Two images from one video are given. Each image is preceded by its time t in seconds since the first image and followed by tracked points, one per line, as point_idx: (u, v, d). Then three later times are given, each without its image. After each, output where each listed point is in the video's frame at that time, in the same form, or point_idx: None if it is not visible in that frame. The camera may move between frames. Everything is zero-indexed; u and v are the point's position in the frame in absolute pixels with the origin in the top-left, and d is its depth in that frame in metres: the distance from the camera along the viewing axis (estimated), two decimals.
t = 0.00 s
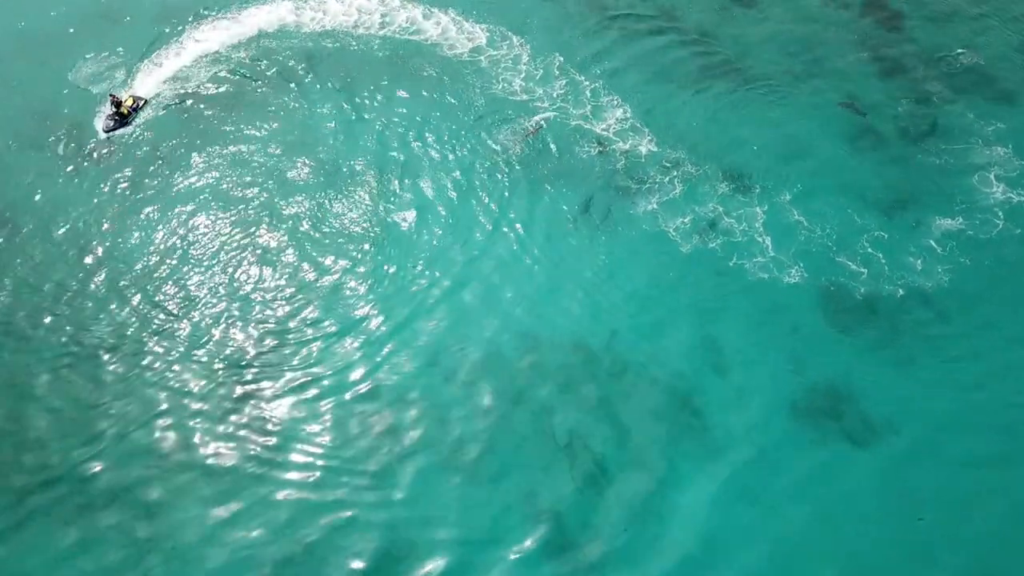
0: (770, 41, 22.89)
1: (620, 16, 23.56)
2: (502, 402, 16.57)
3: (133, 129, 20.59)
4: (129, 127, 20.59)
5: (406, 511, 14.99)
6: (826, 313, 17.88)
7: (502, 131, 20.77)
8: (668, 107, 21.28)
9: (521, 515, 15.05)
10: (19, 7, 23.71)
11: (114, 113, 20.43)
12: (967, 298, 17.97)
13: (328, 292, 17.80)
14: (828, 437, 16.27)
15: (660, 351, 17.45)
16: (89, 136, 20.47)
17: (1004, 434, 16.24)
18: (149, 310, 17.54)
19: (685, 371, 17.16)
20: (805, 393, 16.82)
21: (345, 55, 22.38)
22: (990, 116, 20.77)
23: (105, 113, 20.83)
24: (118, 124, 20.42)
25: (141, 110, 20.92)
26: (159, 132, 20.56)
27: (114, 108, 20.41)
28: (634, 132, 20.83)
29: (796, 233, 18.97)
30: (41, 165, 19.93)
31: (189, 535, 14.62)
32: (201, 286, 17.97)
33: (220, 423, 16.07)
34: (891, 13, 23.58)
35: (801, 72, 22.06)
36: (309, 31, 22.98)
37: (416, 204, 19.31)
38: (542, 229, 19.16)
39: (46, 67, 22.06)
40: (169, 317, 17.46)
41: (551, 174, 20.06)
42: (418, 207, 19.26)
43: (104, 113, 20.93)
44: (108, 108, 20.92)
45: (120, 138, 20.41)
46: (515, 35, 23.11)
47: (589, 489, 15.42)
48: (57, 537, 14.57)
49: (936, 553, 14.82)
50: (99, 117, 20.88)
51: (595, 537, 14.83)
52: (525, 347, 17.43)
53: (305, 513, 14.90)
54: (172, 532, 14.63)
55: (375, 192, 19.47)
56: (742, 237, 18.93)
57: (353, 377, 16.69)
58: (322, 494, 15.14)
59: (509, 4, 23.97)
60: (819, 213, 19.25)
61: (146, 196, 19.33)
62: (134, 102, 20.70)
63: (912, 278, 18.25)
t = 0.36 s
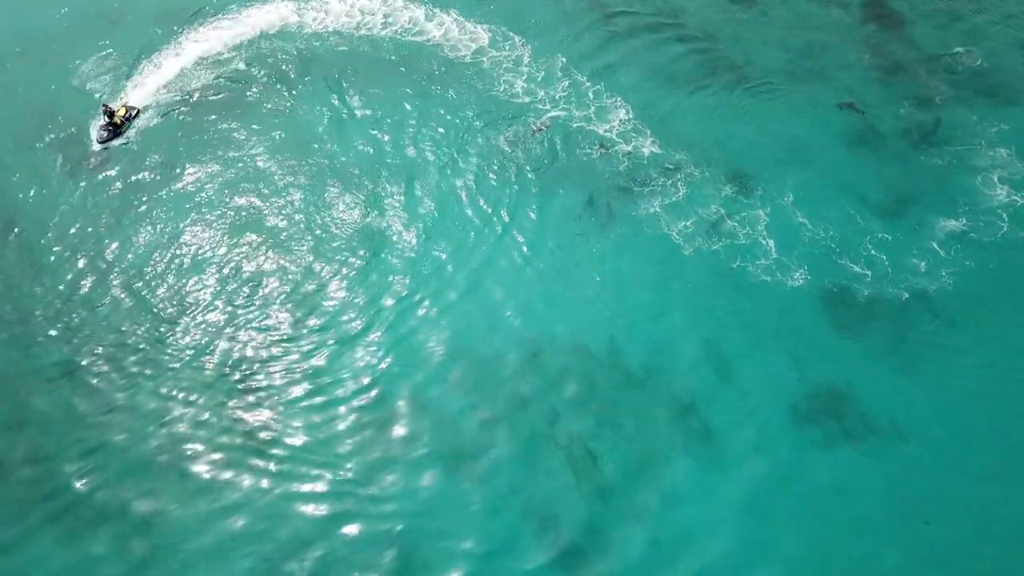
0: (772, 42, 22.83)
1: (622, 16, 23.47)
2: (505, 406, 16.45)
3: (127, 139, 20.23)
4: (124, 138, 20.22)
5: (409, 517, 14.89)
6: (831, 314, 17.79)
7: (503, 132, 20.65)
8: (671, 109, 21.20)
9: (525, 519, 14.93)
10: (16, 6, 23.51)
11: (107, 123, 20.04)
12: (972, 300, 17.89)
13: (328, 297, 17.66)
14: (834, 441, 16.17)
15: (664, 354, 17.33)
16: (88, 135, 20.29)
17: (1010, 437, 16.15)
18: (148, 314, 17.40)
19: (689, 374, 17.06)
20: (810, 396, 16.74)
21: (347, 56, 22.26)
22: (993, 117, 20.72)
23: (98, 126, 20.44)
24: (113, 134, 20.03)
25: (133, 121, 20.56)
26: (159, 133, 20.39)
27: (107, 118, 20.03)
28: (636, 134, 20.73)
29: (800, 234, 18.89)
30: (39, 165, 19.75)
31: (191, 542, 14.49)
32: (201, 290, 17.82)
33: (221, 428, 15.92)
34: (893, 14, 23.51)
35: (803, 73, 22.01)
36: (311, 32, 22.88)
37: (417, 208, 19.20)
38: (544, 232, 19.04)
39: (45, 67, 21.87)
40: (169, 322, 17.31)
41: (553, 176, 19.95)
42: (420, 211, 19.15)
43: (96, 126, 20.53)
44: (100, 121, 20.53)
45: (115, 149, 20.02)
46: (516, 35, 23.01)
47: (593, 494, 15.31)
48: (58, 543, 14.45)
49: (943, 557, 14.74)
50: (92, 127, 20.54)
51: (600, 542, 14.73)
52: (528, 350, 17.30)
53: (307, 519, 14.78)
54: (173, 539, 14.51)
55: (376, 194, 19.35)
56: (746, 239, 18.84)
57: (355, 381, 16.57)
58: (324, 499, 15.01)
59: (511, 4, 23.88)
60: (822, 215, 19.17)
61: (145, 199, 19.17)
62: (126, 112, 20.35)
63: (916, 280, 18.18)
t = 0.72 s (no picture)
0: (774, 43, 22.81)
1: (623, 18, 23.46)
2: (507, 408, 16.42)
3: (122, 150, 20.27)
4: (118, 149, 20.25)
5: (409, 517, 14.83)
6: (833, 316, 17.75)
7: (504, 134, 20.64)
8: (672, 110, 21.15)
9: (526, 520, 14.85)
10: (25, 14, 23.95)
11: (101, 134, 20.10)
12: (976, 302, 17.83)
13: (329, 300, 17.61)
14: (837, 442, 16.09)
15: (667, 356, 17.26)
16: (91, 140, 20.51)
17: (1015, 439, 16.04)
18: (149, 318, 17.34)
19: (692, 376, 16.99)
20: (813, 398, 16.68)
21: (349, 58, 22.38)
22: (996, 119, 20.68)
23: (92, 137, 20.46)
24: (107, 146, 20.06)
25: (127, 131, 20.63)
26: (161, 138, 20.60)
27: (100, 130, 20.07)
28: (639, 136, 20.66)
29: (802, 237, 18.84)
30: (44, 170, 19.97)
31: (187, 543, 14.38)
32: (202, 294, 17.76)
33: (222, 431, 15.87)
34: (896, 16, 23.48)
35: (805, 74, 21.99)
36: (314, 34, 23.06)
37: (419, 211, 19.17)
38: (546, 235, 18.99)
39: (51, 73, 22.21)
40: (170, 325, 17.27)
41: (555, 178, 19.92)
42: (421, 214, 19.13)
43: (90, 137, 20.56)
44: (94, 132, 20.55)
45: (110, 161, 20.06)
46: (518, 35, 23.02)
47: (595, 495, 15.26)
48: (54, 542, 14.36)
49: (947, 558, 14.62)
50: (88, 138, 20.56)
51: (601, 543, 14.67)
52: (530, 353, 17.24)
53: (308, 520, 14.72)
54: (170, 539, 14.42)
55: (377, 198, 19.34)
56: (748, 242, 18.77)
57: (357, 383, 16.53)
58: (324, 502, 14.94)
59: (513, 5, 23.96)
60: (825, 217, 19.13)
61: (147, 203, 19.29)
62: (120, 122, 20.40)
63: (919, 282, 18.11)
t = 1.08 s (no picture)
0: (775, 45, 22.79)
1: (625, 19, 23.41)
2: (510, 413, 16.35)
3: (116, 163, 19.96)
4: (112, 161, 19.93)
5: (412, 522, 14.77)
6: (837, 319, 17.69)
7: (507, 137, 20.57)
8: (674, 113, 21.10)
9: (530, 524, 14.80)
10: (26, 13, 23.85)
11: (94, 146, 19.76)
12: (981, 304, 17.78)
13: (331, 306, 17.54)
14: (842, 445, 16.02)
15: (670, 360, 17.18)
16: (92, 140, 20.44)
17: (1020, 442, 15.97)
18: (149, 324, 17.24)
19: (695, 380, 16.91)
20: (817, 401, 16.61)
21: (351, 61, 22.29)
22: (999, 122, 20.66)
23: (85, 149, 20.14)
24: (100, 158, 19.73)
25: (120, 143, 20.30)
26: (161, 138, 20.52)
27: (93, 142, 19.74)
28: (641, 139, 20.61)
29: (806, 240, 18.78)
30: (44, 170, 19.88)
31: (188, 549, 14.31)
32: (202, 300, 17.65)
33: (224, 436, 15.79)
34: (899, 18, 23.45)
35: (806, 77, 21.97)
36: (317, 35, 22.98)
37: (421, 215, 19.11)
38: (547, 238, 18.90)
39: (52, 72, 22.12)
40: (170, 331, 17.17)
41: (557, 181, 19.84)
42: (423, 218, 19.04)
43: (84, 149, 20.25)
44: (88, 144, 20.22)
45: (104, 173, 19.74)
46: (520, 38, 22.96)
47: (598, 499, 15.21)
48: (56, 548, 14.32)
49: (952, 561, 14.56)
50: (80, 151, 20.23)
51: (605, 547, 14.62)
52: (533, 357, 17.16)
53: (309, 525, 14.65)
54: (172, 544, 14.37)
55: (379, 201, 19.26)
56: (751, 246, 18.70)
57: (359, 388, 16.46)
58: (326, 507, 14.87)
59: (515, 7, 23.88)
60: (828, 221, 19.07)
61: (147, 205, 19.19)
62: (113, 134, 20.05)
63: (923, 286, 18.06)
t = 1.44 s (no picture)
0: (777, 47, 22.75)
1: (627, 21, 23.37)
2: (511, 417, 16.30)
3: (110, 176, 19.62)
4: (106, 175, 19.59)
5: (414, 527, 14.72)
6: (840, 323, 17.63)
7: (508, 140, 20.51)
8: (676, 115, 21.07)
9: (532, 529, 14.76)
10: (27, 13, 23.77)
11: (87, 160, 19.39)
12: (984, 308, 17.72)
13: (332, 311, 17.48)
14: (846, 449, 15.94)
15: (672, 364, 17.11)
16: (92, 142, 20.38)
17: None
18: (149, 330, 17.18)
19: (698, 384, 16.83)
20: (820, 404, 16.55)
21: (353, 63, 22.20)
22: (1000, 126, 20.63)
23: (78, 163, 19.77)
24: (94, 172, 19.38)
25: (114, 155, 19.96)
26: (162, 140, 20.47)
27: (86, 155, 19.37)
28: (643, 141, 20.56)
29: (808, 244, 18.73)
30: (44, 172, 19.83)
31: (187, 556, 14.27)
32: (202, 305, 17.58)
33: (224, 442, 15.72)
34: (900, 20, 23.42)
35: (807, 79, 21.94)
36: (318, 38, 22.89)
37: (421, 219, 19.05)
38: (549, 242, 18.84)
39: (53, 72, 22.04)
40: (171, 336, 17.11)
41: (559, 184, 19.78)
42: (423, 223, 18.98)
43: (77, 163, 19.88)
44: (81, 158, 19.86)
45: (99, 187, 19.40)
46: (522, 40, 22.90)
47: (600, 505, 15.15)
48: (56, 552, 14.28)
49: (957, 566, 14.49)
50: (72, 164, 19.87)
51: (607, 553, 14.58)
52: (534, 362, 17.11)
53: (310, 530, 14.58)
54: (173, 549, 14.33)
55: (378, 206, 19.21)
56: (753, 250, 18.64)
57: (361, 393, 16.42)
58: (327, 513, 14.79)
59: (517, 9, 23.82)
60: (830, 224, 19.02)
61: (146, 207, 19.12)
62: (107, 147, 19.70)
63: (926, 289, 18.01)
